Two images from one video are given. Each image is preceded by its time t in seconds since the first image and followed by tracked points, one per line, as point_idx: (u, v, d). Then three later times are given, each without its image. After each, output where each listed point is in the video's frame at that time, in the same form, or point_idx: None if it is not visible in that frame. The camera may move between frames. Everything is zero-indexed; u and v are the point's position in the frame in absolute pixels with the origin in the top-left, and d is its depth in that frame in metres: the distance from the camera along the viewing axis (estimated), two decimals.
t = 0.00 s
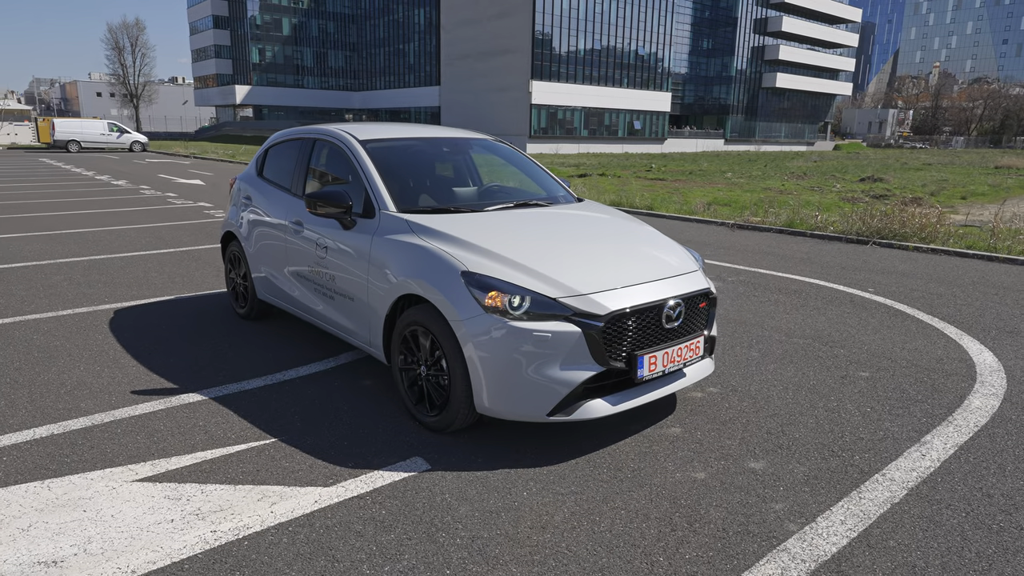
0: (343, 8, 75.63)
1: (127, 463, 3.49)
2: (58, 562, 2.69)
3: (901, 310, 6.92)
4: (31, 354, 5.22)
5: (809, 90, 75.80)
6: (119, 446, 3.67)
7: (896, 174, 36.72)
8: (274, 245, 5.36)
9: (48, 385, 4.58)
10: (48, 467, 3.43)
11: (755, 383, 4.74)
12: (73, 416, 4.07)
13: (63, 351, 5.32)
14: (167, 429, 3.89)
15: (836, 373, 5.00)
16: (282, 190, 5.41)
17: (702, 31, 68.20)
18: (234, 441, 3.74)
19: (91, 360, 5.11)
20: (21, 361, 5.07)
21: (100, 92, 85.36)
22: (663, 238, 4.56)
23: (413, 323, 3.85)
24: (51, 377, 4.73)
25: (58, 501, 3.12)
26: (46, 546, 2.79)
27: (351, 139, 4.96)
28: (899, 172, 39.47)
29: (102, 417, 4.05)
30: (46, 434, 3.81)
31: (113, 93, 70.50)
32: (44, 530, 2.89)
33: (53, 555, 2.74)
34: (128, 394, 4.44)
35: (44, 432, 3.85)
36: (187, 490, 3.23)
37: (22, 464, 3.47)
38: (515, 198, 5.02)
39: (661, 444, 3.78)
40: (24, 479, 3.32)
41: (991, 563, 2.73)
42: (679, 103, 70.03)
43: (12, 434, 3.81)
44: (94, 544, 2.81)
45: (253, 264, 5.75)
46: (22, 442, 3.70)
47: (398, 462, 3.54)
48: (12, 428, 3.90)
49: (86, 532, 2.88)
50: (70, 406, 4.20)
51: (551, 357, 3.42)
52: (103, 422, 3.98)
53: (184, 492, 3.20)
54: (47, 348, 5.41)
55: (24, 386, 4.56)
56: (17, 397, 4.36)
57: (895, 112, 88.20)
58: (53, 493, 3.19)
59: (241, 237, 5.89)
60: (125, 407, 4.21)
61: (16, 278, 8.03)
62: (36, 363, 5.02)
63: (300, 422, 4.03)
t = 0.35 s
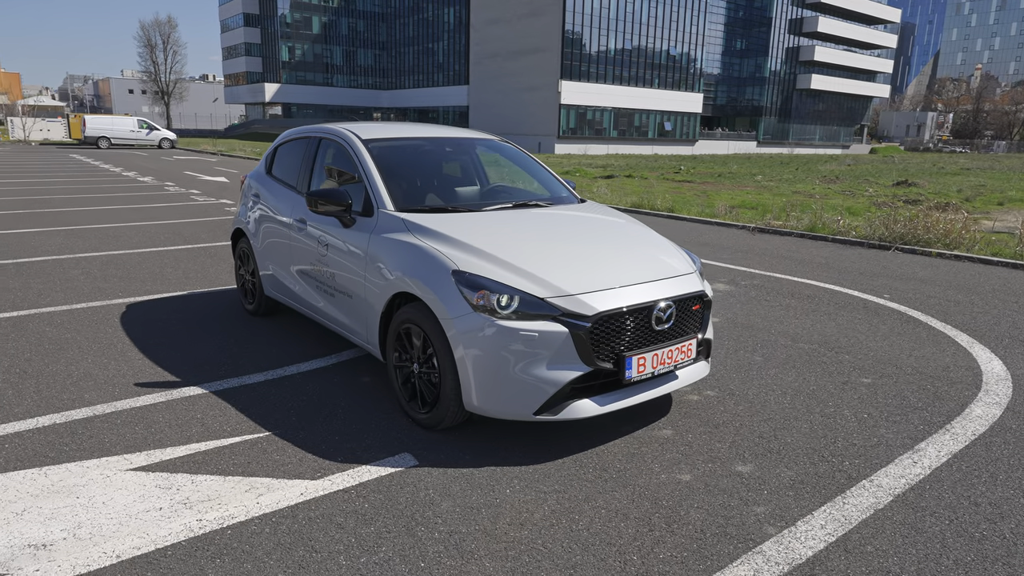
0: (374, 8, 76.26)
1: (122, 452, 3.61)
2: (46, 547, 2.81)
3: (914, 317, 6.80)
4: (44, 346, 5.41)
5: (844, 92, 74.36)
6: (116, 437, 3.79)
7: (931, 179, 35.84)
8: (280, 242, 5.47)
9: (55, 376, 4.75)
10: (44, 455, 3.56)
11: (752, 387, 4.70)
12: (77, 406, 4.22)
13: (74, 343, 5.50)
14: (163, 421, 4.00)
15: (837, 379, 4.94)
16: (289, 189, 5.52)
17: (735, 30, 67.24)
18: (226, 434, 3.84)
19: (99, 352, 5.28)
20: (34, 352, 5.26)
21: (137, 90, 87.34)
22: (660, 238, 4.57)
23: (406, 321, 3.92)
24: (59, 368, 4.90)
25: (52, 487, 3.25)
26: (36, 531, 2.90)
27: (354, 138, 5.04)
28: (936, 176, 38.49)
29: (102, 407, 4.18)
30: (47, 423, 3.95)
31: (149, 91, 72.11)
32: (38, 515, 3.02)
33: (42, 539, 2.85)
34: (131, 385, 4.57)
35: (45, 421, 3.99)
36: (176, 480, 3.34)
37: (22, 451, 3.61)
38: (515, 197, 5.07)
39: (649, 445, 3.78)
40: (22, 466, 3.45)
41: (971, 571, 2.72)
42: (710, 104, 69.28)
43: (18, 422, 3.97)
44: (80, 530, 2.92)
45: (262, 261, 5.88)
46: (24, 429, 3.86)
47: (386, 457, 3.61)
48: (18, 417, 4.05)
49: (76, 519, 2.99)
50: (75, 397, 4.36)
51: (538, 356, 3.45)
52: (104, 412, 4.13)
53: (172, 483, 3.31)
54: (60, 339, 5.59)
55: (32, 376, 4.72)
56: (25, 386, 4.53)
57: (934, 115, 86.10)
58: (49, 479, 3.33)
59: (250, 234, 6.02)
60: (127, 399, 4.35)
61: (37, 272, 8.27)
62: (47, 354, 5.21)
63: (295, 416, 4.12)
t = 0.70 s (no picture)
0: (402, 6, 76.73)
1: (126, 438, 3.71)
2: (46, 525, 2.90)
3: (930, 322, 6.66)
4: (60, 335, 5.56)
5: (877, 93, 73.01)
6: (122, 423, 3.90)
7: (965, 182, 34.98)
8: (289, 238, 5.57)
9: (70, 363, 4.89)
10: (53, 438, 3.68)
11: (753, 390, 4.66)
12: (87, 394, 4.34)
13: (90, 333, 5.65)
14: (169, 409, 4.10)
15: (843, 384, 4.86)
16: (298, 185, 5.61)
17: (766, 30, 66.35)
18: (227, 423, 3.93)
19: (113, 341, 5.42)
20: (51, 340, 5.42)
21: (170, 87, 89.00)
22: (661, 239, 4.55)
23: (403, 316, 3.97)
24: (75, 356, 5.04)
25: (57, 469, 3.36)
26: (38, 510, 3.01)
27: (361, 136, 5.11)
28: (972, 180, 37.49)
29: (112, 395, 4.30)
30: (57, 409, 4.07)
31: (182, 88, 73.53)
32: (41, 494, 3.12)
33: (44, 517, 2.95)
34: (142, 374, 4.69)
35: (56, 406, 4.11)
36: (175, 466, 3.42)
37: (31, 434, 3.73)
38: (518, 195, 5.09)
39: (642, 445, 3.78)
40: (28, 448, 3.56)
41: None
42: (739, 105, 68.53)
43: (30, 407, 4.10)
44: (80, 510, 3.01)
45: (271, 255, 5.97)
46: (34, 414, 3.98)
47: (379, 450, 3.65)
48: (31, 401, 4.18)
49: (77, 499, 3.09)
50: (87, 384, 4.48)
51: (530, 353, 3.47)
52: (112, 399, 4.23)
53: (171, 468, 3.39)
54: (76, 329, 5.74)
55: (48, 363, 4.87)
56: (39, 373, 4.67)
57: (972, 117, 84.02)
58: (54, 461, 3.43)
59: (261, 229, 6.12)
60: (135, 386, 4.47)
61: (63, 263, 8.52)
62: (64, 342, 5.36)
63: (295, 408, 4.19)
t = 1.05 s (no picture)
0: (423, 5, 76.97)
1: (132, 426, 3.77)
2: (49, 509, 2.96)
3: (941, 328, 6.56)
4: (74, 325, 5.67)
5: (902, 95, 71.97)
6: (128, 411, 3.97)
7: (991, 186, 34.37)
8: (298, 234, 5.63)
9: (83, 352, 4.99)
10: (61, 425, 3.76)
11: (756, 392, 4.63)
12: (97, 382, 4.42)
13: (103, 323, 5.75)
14: (175, 399, 4.17)
15: (848, 388, 4.81)
16: (307, 181, 5.66)
17: (789, 31, 65.66)
18: (230, 413, 3.99)
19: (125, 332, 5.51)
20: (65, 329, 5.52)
21: (195, 85, 90.27)
22: (664, 239, 4.53)
23: (403, 312, 4.00)
24: (87, 346, 5.13)
25: (62, 455, 3.43)
26: (44, 494, 3.07)
27: (369, 133, 5.15)
28: (997, 184, 36.82)
29: (121, 384, 4.39)
30: (68, 396, 4.15)
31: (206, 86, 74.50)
32: (46, 479, 3.18)
33: (47, 502, 3.01)
34: (151, 364, 4.78)
35: (67, 394, 4.19)
36: (176, 455, 3.47)
37: (40, 419, 3.81)
38: (524, 194, 5.08)
39: (638, 445, 3.77)
40: (38, 434, 3.64)
41: None
42: (760, 106, 67.98)
43: (40, 394, 4.19)
44: (83, 495, 3.08)
45: (281, 250, 6.04)
46: (46, 401, 4.06)
47: (376, 444, 3.68)
48: (43, 388, 4.28)
49: (81, 485, 3.15)
50: (96, 373, 4.57)
51: (526, 350, 3.48)
52: (121, 388, 4.31)
53: (173, 456, 3.45)
54: (90, 319, 5.84)
55: (62, 351, 4.97)
56: (52, 361, 4.77)
57: (999, 120, 82.54)
58: (62, 447, 3.51)
59: (272, 224, 6.19)
60: (144, 376, 4.55)
61: (82, 255, 8.69)
62: (78, 332, 5.46)
63: (297, 400, 4.24)
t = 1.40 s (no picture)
0: (439, 7, 77.26)
1: (136, 417, 3.91)
2: (54, 493, 3.09)
3: (943, 331, 6.55)
4: (85, 319, 5.83)
5: (922, 99, 71.14)
6: (133, 402, 4.10)
7: (1011, 192, 33.88)
8: (303, 231, 5.75)
9: (93, 345, 5.15)
10: (69, 414, 3.90)
11: (750, 392, 4.68)
12: (105, 374, 4.56)
13: (113, 318, 5.91)
14: (179, 391, 4.30)
15: (843, 389, 4.84)
16: (313, 180, 5.79)
17: (807, 34, 65.19)
18: (232, 405, 4.12)
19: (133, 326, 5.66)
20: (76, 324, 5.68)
21: (214, 86, 91.30)
22: (659, 239, 4.59)
23: (401, 308, 4.10)
24: (97, 340, 5.29)
25: (68, 442, 3.56)
26: (49, 478, 3.21)
27: (373, 133, 5.26)
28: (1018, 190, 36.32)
29: (128, 376, 4.53)
30: (76, 387, 4.30)
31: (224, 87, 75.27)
32: (52, 465, 3.32)
33: (53, 486, 3.15)
34: (158, 358, 4.92)
35: (76, 385, 4.34)
36: (177, 443, 3.60)
37: (48, 409, 3.96)
38: (524, 195, 5.17)
39: (629, 441, 3.84)
40: (45, 423, 3.78)
41: None
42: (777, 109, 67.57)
43: (49, 384, 4.34)
44: (87, 480, 3.21)
45: (288, 248, 6.16)
46: (55, 392, 4.21)
47: (373, 436, 3.78)
48: (51, 379, 4.43)
49: (84, 471, 3.28)
50: (105, 366, 4.72)
51: (518, 346, 3.57)
52: (128, 380, 4.46)
53: (173, 445, 3.57)
54: (100, 314, 6.00)
55: (72, 345, 5.14)
56: (62, 353, 4.93)
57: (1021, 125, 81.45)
58: (68, 435, 3.64)
59: (279, 222, 6.32)
60: (150, 369, 4.69)
61: (97, 252, 8.89)
62: (88, 326, 5.62)
63: (298, 393, 4.36)
